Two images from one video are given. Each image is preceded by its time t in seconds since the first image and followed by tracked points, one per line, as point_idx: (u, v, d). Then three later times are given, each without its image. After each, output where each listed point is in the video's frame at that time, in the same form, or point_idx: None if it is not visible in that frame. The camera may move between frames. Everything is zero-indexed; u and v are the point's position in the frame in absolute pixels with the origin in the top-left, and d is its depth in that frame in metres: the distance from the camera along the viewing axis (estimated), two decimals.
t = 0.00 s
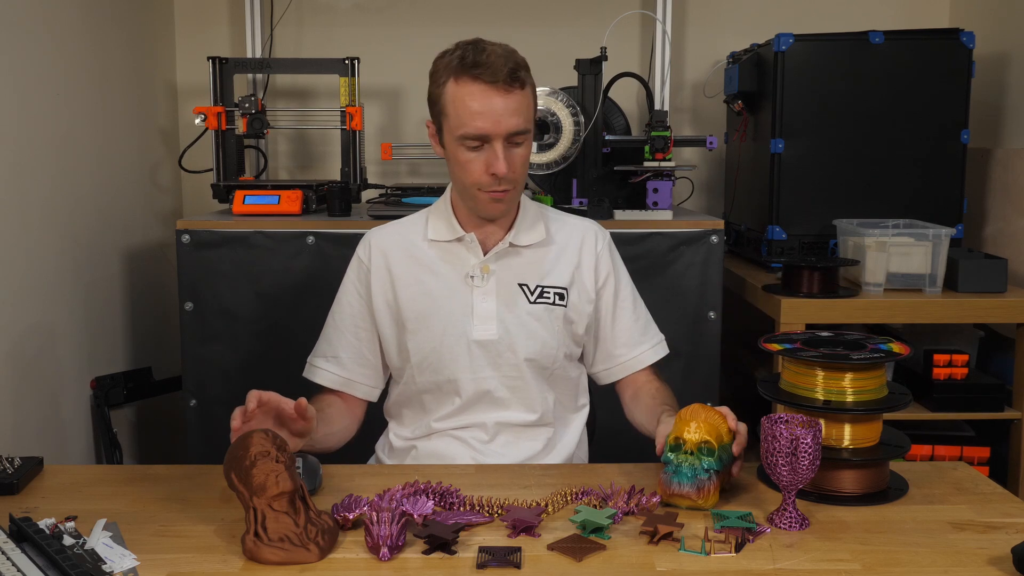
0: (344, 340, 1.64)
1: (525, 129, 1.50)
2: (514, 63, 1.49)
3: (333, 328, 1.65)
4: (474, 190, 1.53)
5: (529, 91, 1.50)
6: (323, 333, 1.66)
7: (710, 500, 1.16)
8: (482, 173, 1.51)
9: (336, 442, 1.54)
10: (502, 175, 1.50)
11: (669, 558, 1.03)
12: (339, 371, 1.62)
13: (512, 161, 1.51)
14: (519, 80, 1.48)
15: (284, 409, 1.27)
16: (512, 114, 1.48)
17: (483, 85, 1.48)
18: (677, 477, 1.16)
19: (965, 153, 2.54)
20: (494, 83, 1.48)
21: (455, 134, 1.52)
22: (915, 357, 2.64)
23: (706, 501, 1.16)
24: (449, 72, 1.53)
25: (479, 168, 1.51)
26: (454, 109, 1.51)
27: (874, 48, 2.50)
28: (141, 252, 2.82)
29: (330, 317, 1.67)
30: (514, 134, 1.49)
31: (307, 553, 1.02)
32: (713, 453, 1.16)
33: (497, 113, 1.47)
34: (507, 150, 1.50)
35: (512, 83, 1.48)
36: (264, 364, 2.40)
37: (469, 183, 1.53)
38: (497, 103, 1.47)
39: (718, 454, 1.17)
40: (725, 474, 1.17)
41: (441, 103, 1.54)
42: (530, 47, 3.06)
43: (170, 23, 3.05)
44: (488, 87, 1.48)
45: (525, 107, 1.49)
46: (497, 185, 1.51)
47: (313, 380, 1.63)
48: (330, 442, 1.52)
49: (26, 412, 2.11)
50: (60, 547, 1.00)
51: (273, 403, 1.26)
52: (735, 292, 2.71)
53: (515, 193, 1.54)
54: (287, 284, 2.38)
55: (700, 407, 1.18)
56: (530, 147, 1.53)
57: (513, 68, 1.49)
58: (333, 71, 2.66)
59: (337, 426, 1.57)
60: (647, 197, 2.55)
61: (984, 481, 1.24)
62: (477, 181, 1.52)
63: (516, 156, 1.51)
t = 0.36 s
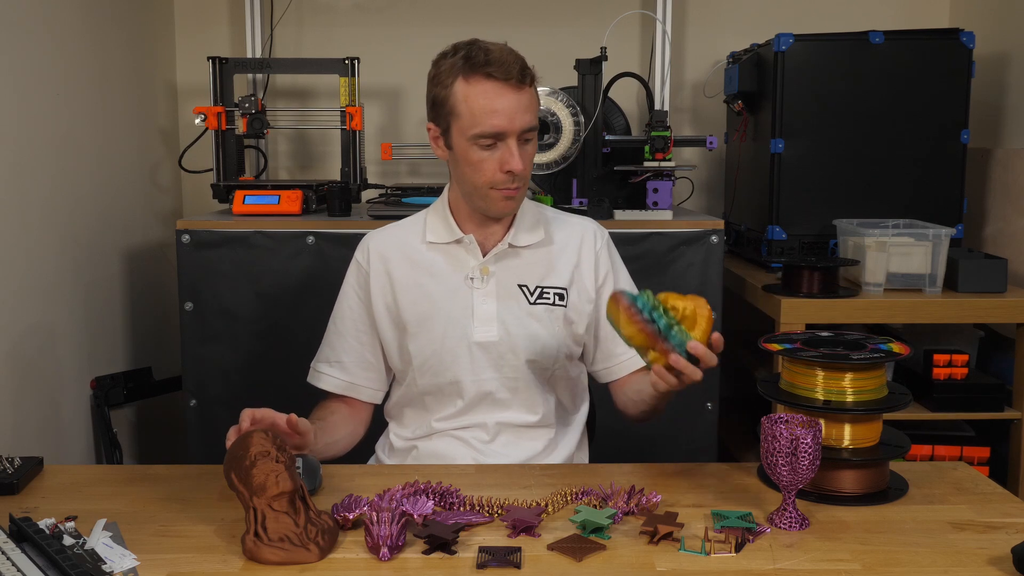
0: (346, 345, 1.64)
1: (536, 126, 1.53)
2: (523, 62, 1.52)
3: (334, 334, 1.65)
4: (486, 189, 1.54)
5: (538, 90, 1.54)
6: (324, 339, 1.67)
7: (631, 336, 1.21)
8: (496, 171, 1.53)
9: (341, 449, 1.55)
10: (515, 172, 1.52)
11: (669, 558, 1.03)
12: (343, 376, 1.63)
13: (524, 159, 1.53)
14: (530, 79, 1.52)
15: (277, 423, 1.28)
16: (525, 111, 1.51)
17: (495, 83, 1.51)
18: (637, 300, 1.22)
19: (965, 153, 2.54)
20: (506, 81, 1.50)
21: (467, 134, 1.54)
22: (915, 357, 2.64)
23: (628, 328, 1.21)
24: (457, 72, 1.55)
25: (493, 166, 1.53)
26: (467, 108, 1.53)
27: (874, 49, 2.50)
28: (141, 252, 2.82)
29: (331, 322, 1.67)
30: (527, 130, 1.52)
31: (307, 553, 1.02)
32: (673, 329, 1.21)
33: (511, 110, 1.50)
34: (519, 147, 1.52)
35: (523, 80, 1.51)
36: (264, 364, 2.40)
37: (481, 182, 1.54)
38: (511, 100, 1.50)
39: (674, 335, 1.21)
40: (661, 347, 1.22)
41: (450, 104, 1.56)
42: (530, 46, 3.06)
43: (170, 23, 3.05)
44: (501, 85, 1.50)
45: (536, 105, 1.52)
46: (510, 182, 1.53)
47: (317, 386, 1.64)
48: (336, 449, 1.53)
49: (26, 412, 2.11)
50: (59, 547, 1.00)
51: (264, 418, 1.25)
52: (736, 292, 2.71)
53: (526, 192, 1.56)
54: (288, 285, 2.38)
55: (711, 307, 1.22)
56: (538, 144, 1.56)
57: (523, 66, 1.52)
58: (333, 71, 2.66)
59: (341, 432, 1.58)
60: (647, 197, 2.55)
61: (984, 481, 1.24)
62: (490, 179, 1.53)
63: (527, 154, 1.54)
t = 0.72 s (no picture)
0: (342, 346, 1.64)
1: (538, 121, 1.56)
2: (525, 58, 1.55)
3: (330, 335, 1.66)
4: (488, 182, 1.54)
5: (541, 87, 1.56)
6: (320, 341, 1.67)
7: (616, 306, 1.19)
8: (500, 164, 1.53)
9: (338, 449, 1.55)
10: (519, 165, 1.53)
11: (669, 558, 1.03)
12: (339, 377, 1.63)
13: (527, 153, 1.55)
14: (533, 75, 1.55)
15: (271, 424, 1.28)
16: (529, 106, 1.53)
17: (499, 76, 1.52)
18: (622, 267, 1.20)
19: (965, 153, 2.54)
20: (510, 74, 1.52)
21: (472, 126, 1.54)
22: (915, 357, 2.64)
23: (612, 298, 1.19)
24: (460, 66, 1.56)
25: (496, 158, 1.54)
26: (471, 100, 1.54)
27: (873, 49, 2.50)
28: (141, 252, 2.82)
29: (327, 324, 1.68)
30: (530, 124, 1.54)
31: (307, 553, 1.02)
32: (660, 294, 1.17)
33: (516, 103, 1.52)
34: (522, 141, 1.54)
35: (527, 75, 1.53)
36: (264, 364, 2.40)
37: (483, 175, 1.54)
38: (516, 93, 1.52)
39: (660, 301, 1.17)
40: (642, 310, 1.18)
41: (453, 97, 1.57)
42: (530, 47, 3.06)
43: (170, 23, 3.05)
44: (507, 78, 1.52)
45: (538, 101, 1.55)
46: (512, 176, 1.54)
47: (314, 388, 1.65)
48: (331, 450, 1.53)
49: (25, 412, 2.11)
50: (59, 547, 1.00)
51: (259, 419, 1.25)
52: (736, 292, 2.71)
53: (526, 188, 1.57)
54: (287, 285, 2.38)
55: (702, 274, 1.17)
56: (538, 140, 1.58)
57: (527, 62, 1.55)
58: (333, 71, 2.66)
59: (337, 434, 1.58)
60: (647, 197, 2.55)
61: (984, 481, 1.24)
62: (494, 172, 1.54)
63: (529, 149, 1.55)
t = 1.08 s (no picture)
0: (342, 345, 1.64)
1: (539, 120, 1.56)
2: (527, 57, 1.56)
3: (330, 334, 1.66)
4: (489, 181, 1.55)
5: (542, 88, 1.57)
6: (320, 339, 1.67)
7: (624, 340, 1.22)
8: (501, 162, 1.53)
9: (337, 449, 1.55)
10: (520, 164, 1.53)
11: (669, 558, 1.03)
12: (339, 376, 1.63)
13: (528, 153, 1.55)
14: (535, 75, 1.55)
15: (271, 425, 1.28)
16: (530, 105, 1.53)
17: (501, 75, 1.53)
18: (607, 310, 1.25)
19: (965, 153, 2.54)
20: (512, 73, 1.52)
21: (474, 123, 1.54)
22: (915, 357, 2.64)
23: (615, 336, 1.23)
24: (462, 64, 1.56)
25: (497, 157, 1.54)
26: (473, 98, 1.54)
27: (873, 48, 2.50)
28: (141, 252, 2.82)
29: (327, 323, 1.68)
30: (531, 123, 1.54)
31: (307, 553, 1.02)
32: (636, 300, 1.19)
33: (518, 102, 1.52)
34: (523, 141, 1.54)
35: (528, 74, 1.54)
36: (264, 364, 2.40)
37: (484, 173, 1.54)
38: (517, 92, 1.52)
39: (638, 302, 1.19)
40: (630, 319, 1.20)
41: (455, 95, 1.57)
42: (530, 47, 3.06)
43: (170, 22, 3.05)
44: (509, 77, 1.52)
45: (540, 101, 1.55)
46: (513, 175, 1.54)
47: (313, 387, 1.65)
48: (331, 449, 1.53)
49: (25, 412, 2.11)
50: (59, 547, 1.00)
51: (259, 421, 1.25)
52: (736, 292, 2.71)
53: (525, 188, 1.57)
54: (287, 284, 2.38)
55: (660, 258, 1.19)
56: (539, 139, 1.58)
57: (529, 62, 1.55)
58: (333, 71, 2.66)
59: (337, 433, 1.58)
60: (647, 197, 2.55)
61: (984, 481, 1.24)
62: (494, 170, 1.54)
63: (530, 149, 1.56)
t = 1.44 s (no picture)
0: (341, 344, 1.64)
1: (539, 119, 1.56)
2: (527, 56, 1.56)
3: (330, 334, 1.66)
4: (488, 180, 1.55)
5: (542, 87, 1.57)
6: (320, 339, 1.67)
7: (624, 322, 1.22)
8: (500, 162, 1.54)
9: (338, 448, 1.55)
10: (519, 164, 1.53)
11: (669, 558, 1.03)
12: (338, 375, 1.63)
13: (527, 152, 1.55)
14: (535, 75, 1.55)
15: (272, 425, 1.28)
16: (530, 105, 1.53)
17: (501, 74, 1.53)
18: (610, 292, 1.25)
19: (965, 153, 2.54)
20: (511, 72, 1.52)
21: (473, 122, 1.54)
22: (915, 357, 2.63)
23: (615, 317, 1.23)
24: (462, 62, 1.56)
25: (496, 156, 1.54)
26: (472, 97, 1.54)
27: (873, 48, 2.50)
28: (141, 252, 2.82)
29: (326, 323, 1.68)
30: (530, 122, 1.54)
31: (307, 553, 1.02)
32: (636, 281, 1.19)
33: (518, 102, 1.52)
34: (523, 140, 1.54)
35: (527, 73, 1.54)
36: (264, 364, 2.40)
37: (483, 173, 1.55)
38: (517, 91, 1.52)
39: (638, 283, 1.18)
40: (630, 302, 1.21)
41: (455, 93, 1.57)
42: (530, 47, 3.06)
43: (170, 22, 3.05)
44: (510, 76, 1.52)
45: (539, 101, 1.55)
46: (512, 175, 1.54)
47: (313, 386, 1.64)
48: (331, 448, 1.53)
49: (25, 412, 2.11)
50: (59, 547, 1.00)
51: (259, 422, 1.25)
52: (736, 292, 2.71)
53: (523, 187, 1.58)
54: (287, 285, 2.38)
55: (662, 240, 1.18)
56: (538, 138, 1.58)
57: (529, 61, 1.55)
58: (333, 71, 2.66)
59: (337, 433, 1.58)
60: (647, 197, 2.55)
61: (984, 481, 1.24)
62: (493, 169, 1.54)
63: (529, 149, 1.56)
